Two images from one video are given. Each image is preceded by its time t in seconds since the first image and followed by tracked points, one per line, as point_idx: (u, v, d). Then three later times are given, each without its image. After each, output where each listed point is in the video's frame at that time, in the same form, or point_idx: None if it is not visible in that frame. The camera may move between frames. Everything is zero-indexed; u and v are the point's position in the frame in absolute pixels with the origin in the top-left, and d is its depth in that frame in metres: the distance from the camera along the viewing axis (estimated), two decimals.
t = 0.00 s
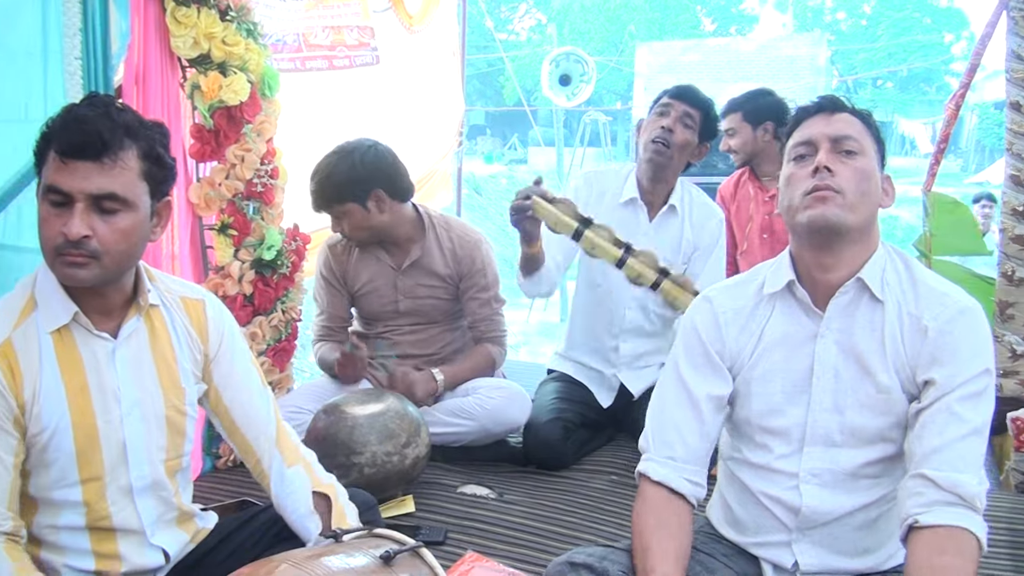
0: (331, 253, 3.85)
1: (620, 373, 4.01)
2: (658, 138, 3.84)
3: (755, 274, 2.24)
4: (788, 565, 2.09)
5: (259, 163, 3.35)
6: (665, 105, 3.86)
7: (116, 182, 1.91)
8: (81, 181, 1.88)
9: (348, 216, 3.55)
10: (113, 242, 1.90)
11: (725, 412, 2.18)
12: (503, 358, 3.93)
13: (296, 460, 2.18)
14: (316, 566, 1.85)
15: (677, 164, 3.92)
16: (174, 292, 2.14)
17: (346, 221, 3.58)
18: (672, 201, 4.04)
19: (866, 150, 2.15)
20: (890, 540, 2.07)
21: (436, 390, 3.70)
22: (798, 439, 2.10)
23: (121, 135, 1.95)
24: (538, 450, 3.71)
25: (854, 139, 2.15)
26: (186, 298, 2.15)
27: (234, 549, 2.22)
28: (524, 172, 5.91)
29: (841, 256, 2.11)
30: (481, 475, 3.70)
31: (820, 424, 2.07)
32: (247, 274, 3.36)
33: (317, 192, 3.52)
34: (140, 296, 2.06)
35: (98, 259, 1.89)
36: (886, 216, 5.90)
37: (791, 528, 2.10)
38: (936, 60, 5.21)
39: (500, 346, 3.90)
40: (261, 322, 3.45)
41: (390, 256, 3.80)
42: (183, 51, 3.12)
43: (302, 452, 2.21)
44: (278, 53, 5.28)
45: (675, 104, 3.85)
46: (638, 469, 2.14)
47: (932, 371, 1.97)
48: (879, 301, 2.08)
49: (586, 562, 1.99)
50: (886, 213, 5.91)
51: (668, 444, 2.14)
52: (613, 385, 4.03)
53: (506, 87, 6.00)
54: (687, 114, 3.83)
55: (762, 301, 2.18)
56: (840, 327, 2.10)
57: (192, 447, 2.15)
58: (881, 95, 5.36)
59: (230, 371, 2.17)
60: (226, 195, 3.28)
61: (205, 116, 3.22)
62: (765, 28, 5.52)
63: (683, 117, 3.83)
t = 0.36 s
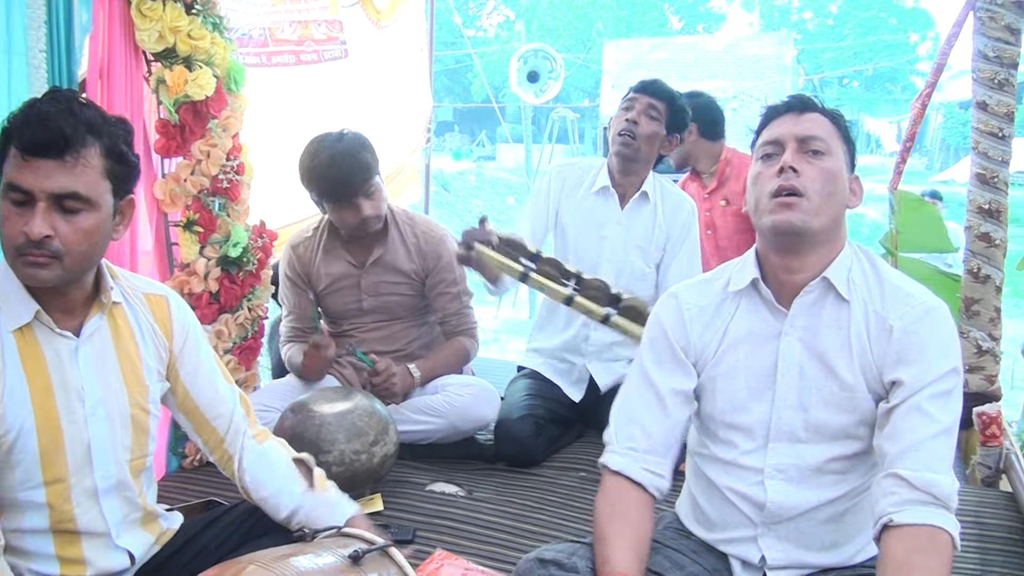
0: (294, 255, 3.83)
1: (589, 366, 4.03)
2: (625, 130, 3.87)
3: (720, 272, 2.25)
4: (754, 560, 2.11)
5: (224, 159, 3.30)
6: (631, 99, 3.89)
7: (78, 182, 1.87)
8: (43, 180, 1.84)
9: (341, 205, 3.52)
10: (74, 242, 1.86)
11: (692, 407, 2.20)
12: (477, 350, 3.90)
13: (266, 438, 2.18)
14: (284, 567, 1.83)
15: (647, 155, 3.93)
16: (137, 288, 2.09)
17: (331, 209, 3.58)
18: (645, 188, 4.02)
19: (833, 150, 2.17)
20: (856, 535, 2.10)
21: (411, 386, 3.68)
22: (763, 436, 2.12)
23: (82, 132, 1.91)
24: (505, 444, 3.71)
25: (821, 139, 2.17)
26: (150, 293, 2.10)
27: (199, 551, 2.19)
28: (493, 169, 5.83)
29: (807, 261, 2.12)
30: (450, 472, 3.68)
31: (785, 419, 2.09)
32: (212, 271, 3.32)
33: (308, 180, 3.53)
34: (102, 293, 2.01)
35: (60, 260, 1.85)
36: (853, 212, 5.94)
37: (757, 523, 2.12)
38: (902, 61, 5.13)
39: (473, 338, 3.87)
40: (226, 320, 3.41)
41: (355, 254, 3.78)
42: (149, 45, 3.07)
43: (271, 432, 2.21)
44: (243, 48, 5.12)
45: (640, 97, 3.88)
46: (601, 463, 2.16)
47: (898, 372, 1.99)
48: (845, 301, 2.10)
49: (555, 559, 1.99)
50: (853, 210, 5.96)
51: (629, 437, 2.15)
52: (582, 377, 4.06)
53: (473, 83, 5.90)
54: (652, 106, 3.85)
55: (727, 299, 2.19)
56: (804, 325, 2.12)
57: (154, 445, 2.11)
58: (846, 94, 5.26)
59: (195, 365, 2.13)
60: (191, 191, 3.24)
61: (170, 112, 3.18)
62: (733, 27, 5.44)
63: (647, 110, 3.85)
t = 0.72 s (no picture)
0: (273, 242, 3.75)
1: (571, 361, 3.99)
2: (595, 132, 3.87)
3: (700, 263, 2.28)
4: (732, 552, 2.12)
5: (200, 152, 3.27)
6: (597, 98, 3.91)
7: (58, 185, 1.85)
8: (23, 186, 1.81)
9: (360, 195, 3.54)
10: (59, 244, 1.84)
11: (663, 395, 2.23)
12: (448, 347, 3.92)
13: (244, 452, 2.12)
14: (263, 561, 1.82)
15: (621, 153, 3.92)
16: (117, 283, 2.07)
17: (347, 198, 3.57)
18: (621, 188, 3.99)
19: (808, 143, 2.19)
20: (833, 527, 2.12)
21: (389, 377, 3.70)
22: (740, 428, 2.13)
23: (58, 133, 1.87)
24: (480, 439, 3.72)
25: (797, 132, 2.19)
26: (130, 288, 2.08)
27: (176, 545, 2.18)
28: (468, 163, 5.79)
29: (780, 254, 2.15)
30: (427, 467, 3.68)
31: (761, 412, 2.12)
32: (188, 265, 3.29)
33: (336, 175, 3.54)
34: (84, 288, 1.99)
35: (45, 262, 1.83)
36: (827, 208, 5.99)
37: (734, 515, 2.14)
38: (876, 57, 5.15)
39: (448, 334, 3.89)
40: (202, 314, 3.38)
41: (338, 247, 3.76)
42: (123, 36, 3.04)
43: (251, 445, 2.15)
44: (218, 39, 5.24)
45: (607, 95, 3.90)
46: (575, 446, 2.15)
47: (876, 358, 2.02)
48: (820, 291, 2.12)
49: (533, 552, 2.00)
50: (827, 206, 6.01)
51: (609, 425, 2.16)
52: (563, 374, 4.02)
53: (450, 78, 5.83)
54: (620, 103, 3.87)
55: (704, 289, 2.22)
56: (780, 316, 2.14)
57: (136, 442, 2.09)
58: (821, 90, 5.30)
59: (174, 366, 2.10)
60: (167, 184, 3.22)
61: (145, 104, 3.14)
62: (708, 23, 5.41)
63: (616, 106, 3.86)
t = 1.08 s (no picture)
0: (302, 235, 3.72)
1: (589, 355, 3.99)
2: (617, 120, 3.85)
3: (719, 259, 2.27)
4: (752, 545, 2.13)
5: (221, 146, 3.30)
6: (619, 86, 3.88)
7: (85, 183, 1.86)
8: (50, 183, 1.84)
9: (405, 188, 3.55)
10: (82, 241, 1.86)
11: (688, 395, 2.21)
12: (469, 337, 3.93)
13: (263, 441, 2.16)
14: (287, 554, 1.84)
15: (642, 143, 3.91)
16: (139, 274, 2.10)
17: (390, 192, 3.56)
18: (641, 177, 3.99)
19: (828, 136, 2.18)
20: (853, 521, 2.12)
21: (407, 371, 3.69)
22: (761, 423, 2.13)
23: (87, 133, 1.88)
24: (500, 432, 3.73)
25: (816, 125, 2.18)
26: (151, 280, 2.11)
27: (201, 533, 2.21)
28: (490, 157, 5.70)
29: (803, 253, 2.14)
30: (448, 459, 3.70)
31: (783, 407, 2.11)
32: (210, 258, 3.32)
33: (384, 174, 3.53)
34: (105, 280, 2.02)
35: (68, 258, 1.86)
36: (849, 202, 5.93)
37: (755, 509, 2.14)
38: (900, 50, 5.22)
39: (465, 326, 3.90)
40: (225, 307, 3.41)
41: (368, 238, 3.74)
42: (145, 31, 3.06)
43: (269, 435, 2.19)
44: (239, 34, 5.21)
45: (628, 82, 3.88)
46: (604, 454, 2.15)
47: (895, 355, 2.01)
48: (842, 287, 2.11)
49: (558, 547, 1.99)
50: (851, 199, 5.95)
51: (633, 428, 2.15)
52: (582, 365, 4.02)
53: (472, 71, 5.90)
54: (641, 90, 3.84)
55: (725, 286, 2.21)
56: (802, 312, 2.13)
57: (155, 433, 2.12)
58: (843, 83, 5.34)
59: (193, 355, 2.14)
60: (189, 178, 3.23)
61: (167, 98, 3.16)
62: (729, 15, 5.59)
63: (638, 94, 3.84)
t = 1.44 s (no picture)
0: (331, 231, 3.74)
1: (621, 352, 3.97)
2: (641, 122, 3.83)
3: (745, 256, 2.25)
4: (781, 541, 2.10)
5: (252, 144, 3.33)
6: (643, 87, 3.84)
7: (103, 174, 1.89)
8: (68, 176, 1.86)
9: (437, 189, 3.55)
10: (105, 232, 1.90)
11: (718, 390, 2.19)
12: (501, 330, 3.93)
13: (297, 413, 2.21)
14: (319, 547, 1.86)
15: (668, 140, 3.88)
16: (165, 267, 2.13)
17: (422, 191, 3.56)
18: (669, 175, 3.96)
19: (857, 131, 2.15)
20: (884, 517, 2.08)
21: (442, 366, 3.70)
22: (790, 420, 2.11)
23: (101, 124, 1.91)
24: (533, 430, 3.73)
25: (845, 121, 2.15)
26: (178, 271, 2.15)
27: (233, 524, 2.24)
28: (518, 153, 5.71)
29: (831, 247, 2.12)
30: (477, 454, 3.70)
31: (812, 404, 2.09)
32: (242, 254, 3.36)
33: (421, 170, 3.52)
34: (132, 274, 2.05)
35: (92, 251, 1.89)
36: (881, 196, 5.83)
37: (783, 504, 2.12)
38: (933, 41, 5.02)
39: (496, 320, 3.90)
40: (256, 302, 3.44)
41: (398, 234, 3.75)
42: (176, 29, 3.09)
43: (303, 408, 2.25)
44: (270, 32, 5.23)
45: (652, 83, 3.83)
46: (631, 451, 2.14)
47: (926, 356, 1.98)
48: (871, 284, 2.09)
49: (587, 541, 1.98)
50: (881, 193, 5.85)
51: (659, 423, 2.14)
52: (612, 363, 4.02)
53: (500, 67, 5.69)
54: (666, 92, 3.81)
55: (752, 282, 2.19)
56: (831, 309, 2.11)
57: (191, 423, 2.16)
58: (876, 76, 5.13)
59: (226, 342, 2.19)
60: (220, 175, 3.27)
61: (199, 96, 3.20)
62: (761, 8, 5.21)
63: (662, 96, 3.80)
